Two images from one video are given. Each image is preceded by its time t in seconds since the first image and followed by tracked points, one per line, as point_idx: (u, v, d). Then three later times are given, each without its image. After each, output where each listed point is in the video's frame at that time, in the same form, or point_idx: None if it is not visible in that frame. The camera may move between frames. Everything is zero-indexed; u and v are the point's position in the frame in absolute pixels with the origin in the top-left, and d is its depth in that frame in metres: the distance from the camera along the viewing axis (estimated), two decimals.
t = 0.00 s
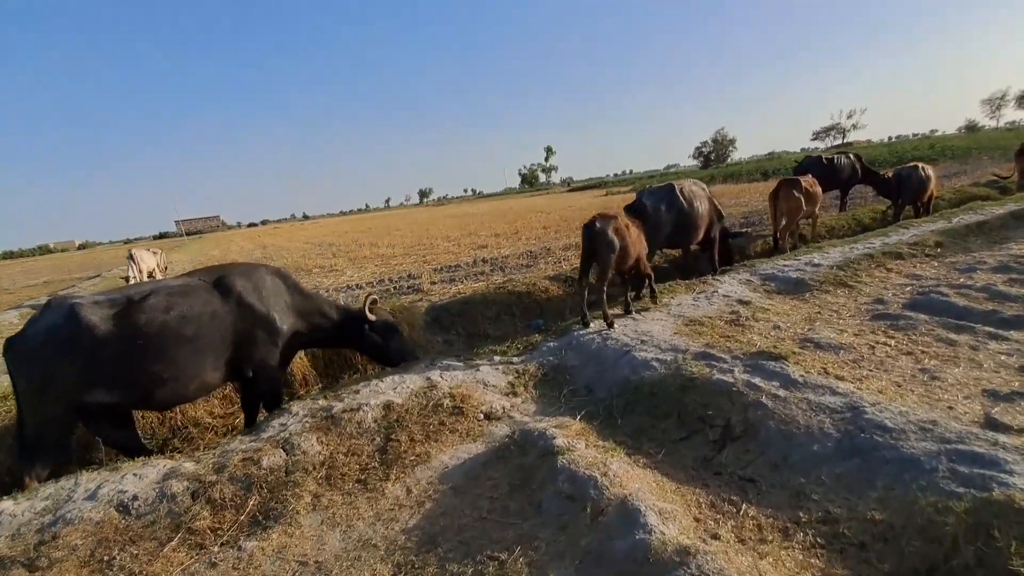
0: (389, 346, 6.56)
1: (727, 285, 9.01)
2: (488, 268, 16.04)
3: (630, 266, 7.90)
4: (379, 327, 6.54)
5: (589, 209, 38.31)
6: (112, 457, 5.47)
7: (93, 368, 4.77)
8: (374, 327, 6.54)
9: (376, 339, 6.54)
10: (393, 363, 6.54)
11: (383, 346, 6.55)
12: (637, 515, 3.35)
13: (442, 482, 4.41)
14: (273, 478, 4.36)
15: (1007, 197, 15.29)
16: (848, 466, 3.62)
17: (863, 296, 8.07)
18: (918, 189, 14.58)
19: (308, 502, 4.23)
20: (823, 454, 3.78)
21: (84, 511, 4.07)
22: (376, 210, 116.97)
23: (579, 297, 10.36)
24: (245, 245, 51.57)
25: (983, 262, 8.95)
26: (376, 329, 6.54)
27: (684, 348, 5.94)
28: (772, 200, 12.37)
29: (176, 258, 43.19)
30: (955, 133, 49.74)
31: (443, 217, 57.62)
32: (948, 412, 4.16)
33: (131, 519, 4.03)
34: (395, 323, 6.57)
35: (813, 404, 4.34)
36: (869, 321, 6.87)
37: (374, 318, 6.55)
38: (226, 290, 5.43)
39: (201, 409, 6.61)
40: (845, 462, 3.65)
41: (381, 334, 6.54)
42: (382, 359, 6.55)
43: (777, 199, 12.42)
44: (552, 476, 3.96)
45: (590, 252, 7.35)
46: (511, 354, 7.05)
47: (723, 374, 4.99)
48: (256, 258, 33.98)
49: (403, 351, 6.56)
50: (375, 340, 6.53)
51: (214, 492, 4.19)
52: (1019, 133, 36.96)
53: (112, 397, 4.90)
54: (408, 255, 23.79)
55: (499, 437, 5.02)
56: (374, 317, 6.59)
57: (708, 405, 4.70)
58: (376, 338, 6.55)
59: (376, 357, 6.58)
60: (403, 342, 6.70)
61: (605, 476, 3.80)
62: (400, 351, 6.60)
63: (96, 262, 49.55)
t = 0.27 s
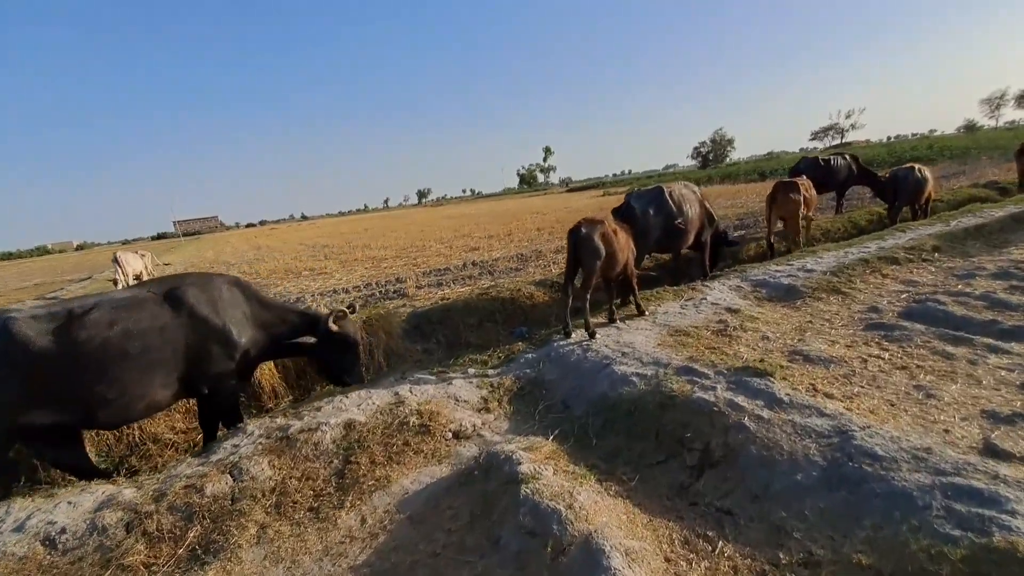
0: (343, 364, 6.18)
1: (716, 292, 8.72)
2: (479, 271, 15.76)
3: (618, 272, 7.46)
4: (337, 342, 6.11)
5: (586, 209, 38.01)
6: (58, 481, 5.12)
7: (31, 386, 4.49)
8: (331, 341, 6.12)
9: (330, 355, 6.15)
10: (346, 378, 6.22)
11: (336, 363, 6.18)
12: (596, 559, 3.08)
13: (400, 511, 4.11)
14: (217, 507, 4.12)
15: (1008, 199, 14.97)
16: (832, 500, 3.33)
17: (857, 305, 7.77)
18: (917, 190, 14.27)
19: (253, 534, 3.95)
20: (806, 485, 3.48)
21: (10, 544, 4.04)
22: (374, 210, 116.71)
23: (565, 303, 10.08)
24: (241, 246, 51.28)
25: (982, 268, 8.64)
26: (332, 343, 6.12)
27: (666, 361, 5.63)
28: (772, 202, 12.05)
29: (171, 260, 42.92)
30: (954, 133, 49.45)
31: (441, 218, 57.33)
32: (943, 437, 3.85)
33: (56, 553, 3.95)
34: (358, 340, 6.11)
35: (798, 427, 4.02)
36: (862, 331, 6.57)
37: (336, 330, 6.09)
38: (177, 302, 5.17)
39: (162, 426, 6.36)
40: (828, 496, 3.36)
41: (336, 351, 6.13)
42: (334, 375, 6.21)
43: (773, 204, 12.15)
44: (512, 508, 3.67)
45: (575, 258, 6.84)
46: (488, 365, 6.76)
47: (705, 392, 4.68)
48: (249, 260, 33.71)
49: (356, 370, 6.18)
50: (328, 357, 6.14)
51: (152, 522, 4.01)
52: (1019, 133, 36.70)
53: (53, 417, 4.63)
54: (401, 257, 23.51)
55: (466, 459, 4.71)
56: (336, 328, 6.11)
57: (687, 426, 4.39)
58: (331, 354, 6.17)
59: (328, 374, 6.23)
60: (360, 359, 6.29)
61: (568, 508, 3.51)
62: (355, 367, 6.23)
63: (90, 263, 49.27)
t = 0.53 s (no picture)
0: (288, 376, 5.87)
1: (692, 298, 8.48)
2: (455, 275, 15.40)
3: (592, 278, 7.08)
4: (282, 354, 5.76)
5: (568, 210, 37.83)
6: None
7: None
8: (275, 352, 5.76)
9: (273, 367, 5.82)
10: (291, 392, 5.93)
11: (280, 376, 5.86)
12: None
13: (340, 546, 3.76)
14: (136, 545, 3.74)
15: (983, 202, 15.02)
16: (803, 536, 3.06)
17: (833, 312, 7.59)
18: (894, 194, 14.24)
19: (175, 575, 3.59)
20: (776, 518, 3.20)
21: None
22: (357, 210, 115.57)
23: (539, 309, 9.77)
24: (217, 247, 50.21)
25: (959, 274, 8.52)
26: (276, 355, 5.76)
27: (635, 374, 5.35)
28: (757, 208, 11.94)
29: (144, 261, 41.81)
30: (929, 136, 50.27)
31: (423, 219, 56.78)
32: (922, 460, 3.61)
33: None
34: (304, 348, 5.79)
35: (769, 449, 3.75)
36: (838, 341, 6.37)
37: (279, 340, 5.73)
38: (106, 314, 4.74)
39: (96, 445, 5.94)
40: (799, 531, 3.08)
41: (280, 363, 5.80)
42: (278, 390, 5.89)
43: (762, 210, 11.95)
44: (458, 546, 3.34)
45: (546, 265, 6.39)
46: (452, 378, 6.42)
47: (673, 410, 4.39)
48: (224, 261, 32.90)
49: (302, 384, 5.91)
50: (271, 368, 5.81)
51: (59, 563, 3.63)
52: (993, 137, 37.32)
53: None
54: (378, 259, 23.04)
55: (418, 483, 4.36)
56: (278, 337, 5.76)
57: (653, 448, 4.09)
58: (275, 365, 5.84)
59: (273, 385, 5.91)
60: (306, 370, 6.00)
61: (517, 546, 3.20)
62: (300, 380, 5.95)
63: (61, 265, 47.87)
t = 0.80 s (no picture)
0: (242, 390, 5.43)
1: (666, 304, 8.30)
2: (431, 278, 15.09)
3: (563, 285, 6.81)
4: (230, 367, 5.41)
5: (551, 212, 37.65)
6: None
7: None
8: (222, 368, 5.41)
9: (226, 382, 5.44)
10: (251, 407, 5.49)
11: (236, 391, 5.45)
12: None
13: None
14: None
15: (958, 206, 15.07)
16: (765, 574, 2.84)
17: (808, 320, 7.44)
18: (871, 197, 14.23)
19: None
20: (739, 554, 2.97)
21: None
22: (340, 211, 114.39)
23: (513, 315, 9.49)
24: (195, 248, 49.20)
25: (933, 279, 8.45)
26: (224, 370, 5.41)
27: (601, 387, 5.12)
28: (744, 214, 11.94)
29: (118, 262, 40.80)
30: (906, 139, 51.05)
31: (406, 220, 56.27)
32: (892, 485, 3.42)
33: None
34: (251, 358, 5.44)
35: (734, 473, 3.53)
36: (811, 351, 6.21)
37: (222, 355, 5.41)
38: (29, 329, 4.46)
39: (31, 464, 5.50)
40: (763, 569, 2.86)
41: (231, 376, 5.43)
42: (236, 405, 5.44)
43: (750, 211, 11.89)
44: None
45: (511, 271, 6.11)
46: (414, 391, 6.13)
47: (637, 429, 4.16)
48: (200, 263, 32.16)
49: (265, 393, 5.44)
50: (223, 385, 5.42)
51: None
52: (969, 140, 37.87)
53: None
54: (356, 262, 22.63)
55: (366, 510, 4.08)
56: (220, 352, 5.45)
57: (614, 472, 3.85)
58: (226, 382, 5.44)
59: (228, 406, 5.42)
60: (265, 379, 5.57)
61: None
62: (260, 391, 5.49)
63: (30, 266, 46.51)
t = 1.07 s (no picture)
0: (199, 408, 5.54)
1: (653, 311, 8.09)
2: (421, 282, 14.88)
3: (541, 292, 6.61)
4: (189, 385, 5.47)
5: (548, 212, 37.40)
6: None
7: None
8: (181, 385, 5.47)
9: (186, 402, 5.52)
10: (208, 424, 5.60)
11: (198, 411, 5.54)
12: None
13: None
14: None
15: (956, 207, 14.83)
16: None
17: (796, 327, 7.23)
18: (867, 199, 14.00)
19: None
20: None
21: None
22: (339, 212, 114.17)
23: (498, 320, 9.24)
24: (190, 250, 48.98)
25: (926, 284, 8.24)
26: (183, 388, 5.47)
27: (574, 402, 4.89)
28: (746, 210, 11.69)
29: (114, 264, 40.64)
30: (906, 139, 50.75)
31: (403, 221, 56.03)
32: (870, 514, 3.21)
33: None
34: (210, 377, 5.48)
35: (703, 500, 3.32)
36: (797, 362, 6.00)
37: (180, 372, 5.44)
38: None
39: None
40: None
41: (190, 394, 5.50)
42: (193, 423, 5.54)
43: (751, 212, 11.65)
44: None
45: (485, 279, 5.92)
46: (386, 404, 5.92)
47: (606, 449, 3.95)
48: (194, 266, 31.99)
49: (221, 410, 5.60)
50: (181, 403, 5.50)
51: None
52: (969, 139, 37.61)
53: None
54: (349, 264, 22.43)
55: (320, 536, 3.88)
56: (179, 368, 5.47)
57: (580, 497, 3.65)
58: (184, 400, 5.52)
59: (185, 423, 5.54)
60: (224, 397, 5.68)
61: None
62: (217, 409, 5.62)
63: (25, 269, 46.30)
